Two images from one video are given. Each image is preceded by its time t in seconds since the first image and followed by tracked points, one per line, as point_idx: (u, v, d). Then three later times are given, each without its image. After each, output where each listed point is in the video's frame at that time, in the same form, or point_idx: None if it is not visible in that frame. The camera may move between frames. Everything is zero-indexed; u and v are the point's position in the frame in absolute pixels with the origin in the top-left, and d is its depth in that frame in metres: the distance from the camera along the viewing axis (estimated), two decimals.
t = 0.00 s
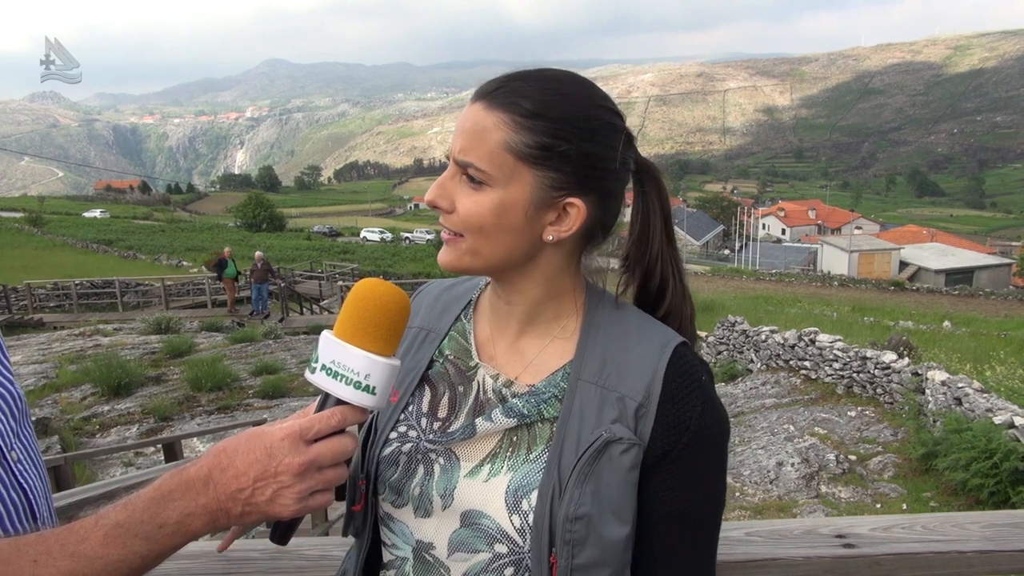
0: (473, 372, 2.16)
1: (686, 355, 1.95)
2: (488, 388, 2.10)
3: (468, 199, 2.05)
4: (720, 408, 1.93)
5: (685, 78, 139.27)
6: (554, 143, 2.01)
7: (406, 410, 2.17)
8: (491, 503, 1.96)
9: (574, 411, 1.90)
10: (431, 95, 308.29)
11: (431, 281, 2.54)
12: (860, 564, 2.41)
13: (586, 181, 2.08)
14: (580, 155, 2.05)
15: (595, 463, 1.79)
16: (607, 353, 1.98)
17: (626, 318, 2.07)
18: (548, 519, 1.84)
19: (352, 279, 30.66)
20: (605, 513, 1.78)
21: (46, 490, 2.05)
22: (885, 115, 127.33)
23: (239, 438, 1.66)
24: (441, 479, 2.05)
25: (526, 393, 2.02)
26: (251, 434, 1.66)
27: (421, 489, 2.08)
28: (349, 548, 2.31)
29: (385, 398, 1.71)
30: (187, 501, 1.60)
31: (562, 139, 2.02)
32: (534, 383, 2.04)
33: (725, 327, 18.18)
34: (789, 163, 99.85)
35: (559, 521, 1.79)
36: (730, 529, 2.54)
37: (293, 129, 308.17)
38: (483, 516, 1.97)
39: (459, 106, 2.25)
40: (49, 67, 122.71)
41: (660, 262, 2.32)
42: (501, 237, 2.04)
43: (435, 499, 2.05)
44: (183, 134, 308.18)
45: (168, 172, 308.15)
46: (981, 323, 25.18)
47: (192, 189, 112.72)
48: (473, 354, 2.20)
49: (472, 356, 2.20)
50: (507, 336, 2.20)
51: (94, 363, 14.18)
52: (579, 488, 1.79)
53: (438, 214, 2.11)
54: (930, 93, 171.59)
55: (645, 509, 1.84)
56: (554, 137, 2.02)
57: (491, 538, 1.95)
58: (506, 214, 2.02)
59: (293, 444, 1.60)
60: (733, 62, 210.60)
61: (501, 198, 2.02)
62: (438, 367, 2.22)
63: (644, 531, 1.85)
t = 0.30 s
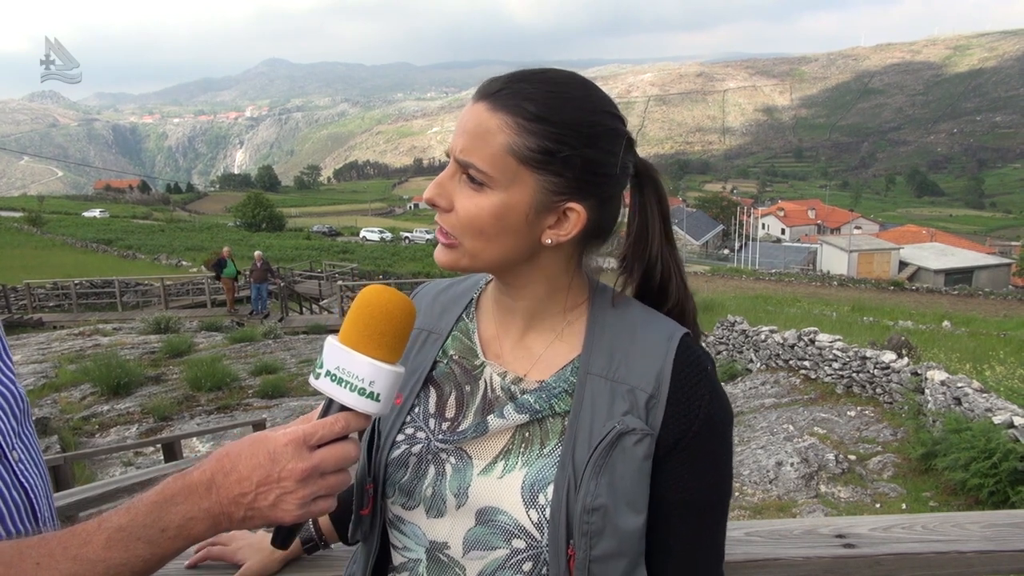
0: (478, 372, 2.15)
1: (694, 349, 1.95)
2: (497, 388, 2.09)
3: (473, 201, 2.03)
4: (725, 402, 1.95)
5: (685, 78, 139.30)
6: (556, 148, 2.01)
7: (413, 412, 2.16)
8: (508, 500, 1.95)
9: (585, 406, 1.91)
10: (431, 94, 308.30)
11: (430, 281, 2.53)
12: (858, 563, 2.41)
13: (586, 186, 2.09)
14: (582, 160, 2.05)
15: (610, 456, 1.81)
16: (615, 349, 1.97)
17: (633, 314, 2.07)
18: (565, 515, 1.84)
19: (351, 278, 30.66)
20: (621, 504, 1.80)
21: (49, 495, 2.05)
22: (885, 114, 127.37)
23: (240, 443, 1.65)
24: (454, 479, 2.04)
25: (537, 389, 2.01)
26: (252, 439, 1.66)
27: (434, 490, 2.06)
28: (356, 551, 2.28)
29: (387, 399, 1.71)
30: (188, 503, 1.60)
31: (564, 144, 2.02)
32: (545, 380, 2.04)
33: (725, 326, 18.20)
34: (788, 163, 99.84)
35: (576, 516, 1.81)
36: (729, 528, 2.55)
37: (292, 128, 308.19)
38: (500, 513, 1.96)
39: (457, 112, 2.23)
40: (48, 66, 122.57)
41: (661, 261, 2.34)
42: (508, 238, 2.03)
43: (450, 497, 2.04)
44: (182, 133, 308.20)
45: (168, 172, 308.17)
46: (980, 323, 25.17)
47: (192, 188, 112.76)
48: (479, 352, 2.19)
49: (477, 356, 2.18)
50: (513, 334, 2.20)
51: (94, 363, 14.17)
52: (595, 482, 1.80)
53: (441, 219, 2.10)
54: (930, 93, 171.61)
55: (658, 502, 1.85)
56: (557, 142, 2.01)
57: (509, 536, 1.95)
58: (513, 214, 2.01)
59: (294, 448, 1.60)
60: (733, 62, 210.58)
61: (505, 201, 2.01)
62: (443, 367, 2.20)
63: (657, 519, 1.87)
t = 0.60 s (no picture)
0: (487, 370, 2.14)
1: (702, 345, 1.97)
2: (506, 387, 2.08)
3: (484, 198, 2.02)
4: (734, 398, 1.96)
5: (684, 78, 139.28)
6: (567, 146, 2.01)
7: (420, 412, 2.15)
8: (523, 498, 1.96)
9: (599, 402, 1.91)
10: (430, 94, 308.26)
11: (432, 280, 2.50)
12: (860, 563, 2.40)
13: (595, 186, 2.08)
14: (592, 157, 2.05)
15: (625, 452, 1.81)
16: (625, 346, 1.97)
17: (644, 309, 2.08)
18: (581, 513, 1.85)
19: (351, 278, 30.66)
20: (638, 498, 1.81)
21: (45, 490, 2.04)
22: (885, 114, 127.32)
23: (238, 436, 1.65)
24: (468, 479, 2.03)
25: (548, 388, 2.01)
26: (249, 431, 1.65)
27: (448, 490, 2.05)
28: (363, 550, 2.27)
29: (385, 391, 1.71)
30: (185, 497, 1.60)
31: (575, 141, 2.02)
32: (556, 378, 2.04)
33: (725, 326, 18.21)
34: (788, 162, 99.80)
35: (595, 512, 1.81)
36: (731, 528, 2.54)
37: (292, 128, 308.20)
38: (516, 512, 1.96)
39: (465, 111, 2.24)
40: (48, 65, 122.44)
41: (668, 259, 2.35)
42: (519, 236, 2.02)
43: (463, 498, 2.03)
44: (182, 133, 308.17)
45: (167, 171, 308.16)
46: (979, 322, 25.14)
47: (191, 188, 112.78)
48: (486, 351, 2.18)
49: (486, 354, 2.16)
50: (520, 334, 2.19)
51: (93, 363, 14.17)
52: (612, 477, 1.80)
53: (451, 218, 2.09)
54: (930, 92, 171.56)
55: (669, 496, 1.87)
56: (568, 140, 2.01)
57: (525, 535, 1.96)
58: (524, 213, 2.01)
59: (291, 439, 1.59)
60: (732, 61, 210.60)
61: (516, 199, 2.00)
62: (450, 367, 2.19)
63: (669, 516, 1.88)
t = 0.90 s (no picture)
0: (489, 373, 2.13)
1: (707, 343, 1.97)
2: (509, 389, 2.07)
3: (492, 195, 2.02)
4: (740, 399, 1.95)
5: (684, 77, 139.32)
6: (580, 140, 2.01)
7: (422, 416, 2.14)
8: (529, 502, 1.95)
9: (603, 403, 1.90)
10: (430, 93, 308.22)
11: (434, 280, 2.50)
12: (860, 563, 2.40)
13: (606, 181, 2.08)
14: (603, 155, 2.05)
15: (631, 453, 1.80)
16: (631, 344, 1.96)
17: (649, 309, 2.07)
18: (586, 515, 1.85)
19: (351, 278, 30.64)
20: (644, 498, 1.81)
21: (39, 495, 2.03)
22: (884, 114, 127.36)
23: (237, 441, 1.64)
24: (472, 484, 2.02)
25: (553, 389, 2.01)
26: (249, 438, 1.64)
27: (452, 496, 2.04)
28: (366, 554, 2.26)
29: (384, 398, 1.70)
30: (182, 504, 1.59)
31: (588, 136, 2.03)
32: (559, 379, 2.04)
33: (725, 325, 18.21)
34: (787, 162, 99.79)
35: (601, 515, 1.80)
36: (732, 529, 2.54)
37: (291, 128, 308.17)
38: (523, 517, 1.95)
39: (473, 109, 2.23)
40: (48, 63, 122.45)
41: (672, 261, 2.36)
42: (530, 232, 2.02)
43: (467, 503, 2.02)
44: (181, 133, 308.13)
45: (167, 170, 308.15)
46: (979, 322, 25.12)
47: (191, 188, 112.83)
48: (488, 353, 2.17)
49: (487, 356, 2.16)
50: (524, 333, 2.19)
51: (92, 363, 14.15)
52: (619, 478, 1.79)
53: (460, 218, 2.08)
54: (929, 91, 171.63)
55: (674, 495, 1.87)
56: (580, 134, 2.01)
57: (533, 538, 1.95)
58: (537, 207, 2.00)
59: (289, 446, 1.58)
60: (732, 61, 210.69)
61: (528, 194, 2.00)
62: (450, 370, 2.18)
63: (674, 515, 1.88)
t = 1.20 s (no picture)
0: (486, 374, 2.12)
1: (704, 343, 1.97)
2: (505, 391, 2.07)
3: (492, 193, 2.01)
4: (738, 402, 1.94)
5: (684, 77, 139.28)
6: (580, 136, 2.01)
7: (419, 417, 2.13)
8: (524, 504, 1.95)
9: (599, 403, 1.89)
10: (429, 92, 308.21)
11: (431, 279, 2.49)
12: (862, 565, 2.39)
13: (606, 178, 2.09)
14: (602, 154, 2.05)
15: (628, 455, 1.80)
16: (627, 345, 1.96)
17: (646, 309, 2.07)
18: (583, 517, 1.84)
19: (351, 277, 30.62)
20: (641, 500, 1.80)
21: (35, 495, 2.01)
22: (884, 113, 127.38)
23: (233, 443, 1.63)
24: (467, 485, 2.02)
25: (548, 391, 2.00)
26: (245, 439, 1.63)
27: (448, 497, 2.04)
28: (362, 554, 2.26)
29: (382, 399, 1.69)
30: (178, 505, 1.59)
31: (587, 134, 2.03)
32: (555, 381, 2.03)
33: (724, 325, 18.18)
34: (787, 161, 99.82)
35: (597, 516, 1.80)
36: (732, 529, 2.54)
37: (291, 127, 308.13)
38: (518, 518, 1.95)
39: (471, 107, 2.23)
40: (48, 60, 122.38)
41: (666, 263, 2.36)
42: (529, 230, 2.01)
43: (464, 504, 2.01)
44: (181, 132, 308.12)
45: (167, 169, 308.16)
46: (978, 321, 25.09)
47: (191, 186, 112.90)
48: (485, 354, 2.16)
49: (485, 358, 2.15)
50: (521, 333, 2.18)
51: (92, 361, 14.15)
52: (615, 480, 1.79)
53: (458, 218, 2.08)
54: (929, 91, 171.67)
55: (671, 496, 1.86)
56: (579, 132, 2.01)
57: (528, 541, 1.94)
58: (535, 207, 2.00)
59: (286, 448, 1.58)
60: (732, 60, 210.69)
61: (528, 192, 1.99)
62: (448, 371, 2.17)
63: (671, 516, 1.87)
